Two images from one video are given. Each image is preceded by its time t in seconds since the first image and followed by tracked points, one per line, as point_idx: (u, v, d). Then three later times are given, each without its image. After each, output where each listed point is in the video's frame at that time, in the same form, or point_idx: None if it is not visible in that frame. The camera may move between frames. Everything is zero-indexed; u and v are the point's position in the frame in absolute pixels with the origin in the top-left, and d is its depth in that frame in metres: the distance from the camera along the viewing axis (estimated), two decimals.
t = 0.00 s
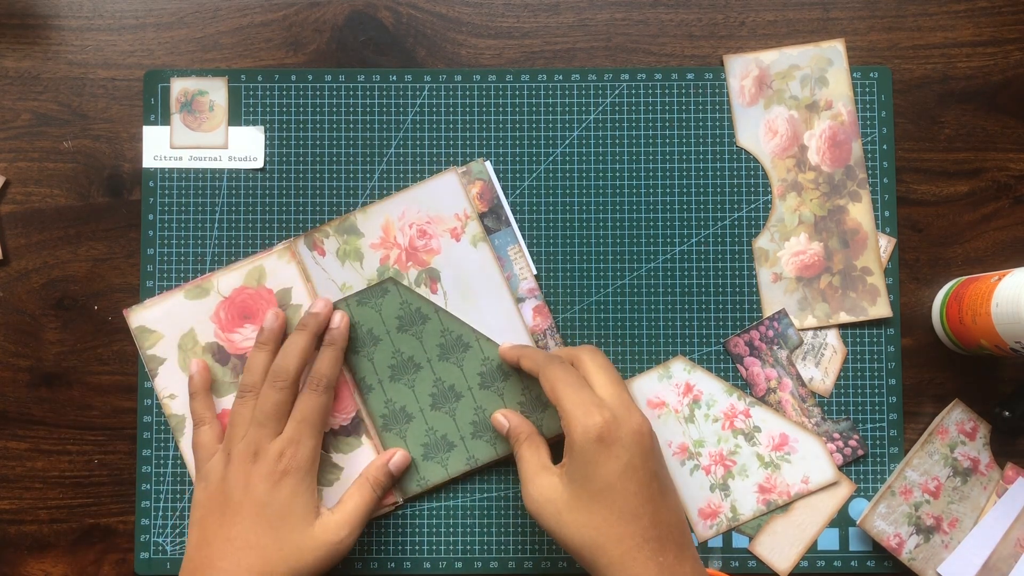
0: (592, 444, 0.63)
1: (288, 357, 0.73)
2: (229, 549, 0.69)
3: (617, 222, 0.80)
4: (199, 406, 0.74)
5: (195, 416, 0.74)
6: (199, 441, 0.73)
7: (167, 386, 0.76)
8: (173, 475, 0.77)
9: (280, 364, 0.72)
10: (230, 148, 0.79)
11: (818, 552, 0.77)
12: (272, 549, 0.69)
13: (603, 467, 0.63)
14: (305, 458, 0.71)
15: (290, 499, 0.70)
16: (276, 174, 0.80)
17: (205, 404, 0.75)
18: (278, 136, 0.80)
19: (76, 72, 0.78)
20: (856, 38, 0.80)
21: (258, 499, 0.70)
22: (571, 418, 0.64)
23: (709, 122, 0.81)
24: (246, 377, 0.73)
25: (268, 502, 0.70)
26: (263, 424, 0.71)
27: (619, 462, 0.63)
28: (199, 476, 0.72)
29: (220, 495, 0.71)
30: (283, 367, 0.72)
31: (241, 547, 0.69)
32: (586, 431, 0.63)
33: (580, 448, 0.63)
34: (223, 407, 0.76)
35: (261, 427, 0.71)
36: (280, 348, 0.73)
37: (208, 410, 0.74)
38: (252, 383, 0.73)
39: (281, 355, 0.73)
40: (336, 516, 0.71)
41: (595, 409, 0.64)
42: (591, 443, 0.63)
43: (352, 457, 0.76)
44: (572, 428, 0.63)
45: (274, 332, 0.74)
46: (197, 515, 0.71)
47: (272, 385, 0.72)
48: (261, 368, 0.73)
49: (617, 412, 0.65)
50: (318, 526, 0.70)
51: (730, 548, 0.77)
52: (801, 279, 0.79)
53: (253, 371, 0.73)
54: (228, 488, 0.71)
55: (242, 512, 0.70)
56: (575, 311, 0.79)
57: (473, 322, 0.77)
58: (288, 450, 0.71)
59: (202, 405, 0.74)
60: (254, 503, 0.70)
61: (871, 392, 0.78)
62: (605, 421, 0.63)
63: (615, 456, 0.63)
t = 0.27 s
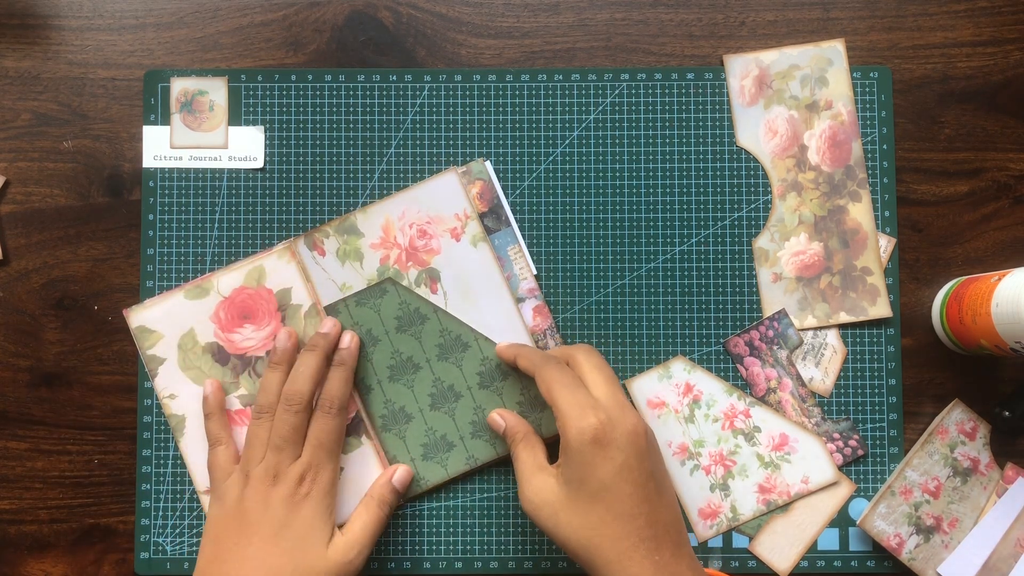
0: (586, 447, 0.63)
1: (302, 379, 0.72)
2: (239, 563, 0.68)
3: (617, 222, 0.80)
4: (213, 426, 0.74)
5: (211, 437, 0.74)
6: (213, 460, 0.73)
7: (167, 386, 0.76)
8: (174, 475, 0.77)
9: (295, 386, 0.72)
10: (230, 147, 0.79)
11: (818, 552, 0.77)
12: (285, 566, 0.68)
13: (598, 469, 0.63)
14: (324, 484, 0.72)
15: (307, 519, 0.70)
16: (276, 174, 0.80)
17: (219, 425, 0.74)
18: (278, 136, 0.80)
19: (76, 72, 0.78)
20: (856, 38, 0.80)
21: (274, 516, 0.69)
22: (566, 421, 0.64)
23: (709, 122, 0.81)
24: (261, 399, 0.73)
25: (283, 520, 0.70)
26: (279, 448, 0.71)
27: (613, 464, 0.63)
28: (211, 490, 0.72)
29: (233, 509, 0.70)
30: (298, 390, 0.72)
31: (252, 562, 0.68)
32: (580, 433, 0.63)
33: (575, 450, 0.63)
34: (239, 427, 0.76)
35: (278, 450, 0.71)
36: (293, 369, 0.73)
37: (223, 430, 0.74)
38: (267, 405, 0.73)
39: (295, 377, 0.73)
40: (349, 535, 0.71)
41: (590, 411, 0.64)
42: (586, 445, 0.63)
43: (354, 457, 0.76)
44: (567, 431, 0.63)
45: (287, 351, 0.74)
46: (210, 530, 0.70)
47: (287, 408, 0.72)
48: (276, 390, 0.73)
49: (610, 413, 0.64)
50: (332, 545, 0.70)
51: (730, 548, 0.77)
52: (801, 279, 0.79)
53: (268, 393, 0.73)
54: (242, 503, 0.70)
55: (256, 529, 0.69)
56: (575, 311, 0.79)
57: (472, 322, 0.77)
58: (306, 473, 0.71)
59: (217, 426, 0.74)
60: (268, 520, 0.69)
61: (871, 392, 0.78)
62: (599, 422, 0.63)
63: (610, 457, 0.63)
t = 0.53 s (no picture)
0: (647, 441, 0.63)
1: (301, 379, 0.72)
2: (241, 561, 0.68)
3: (617, 221, 0.80)
4: (214, 426, 0.74)
5: (211, 437, 0.74)
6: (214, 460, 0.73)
7: (167, 386, 0.76)
8: (174, 475, 0.77)
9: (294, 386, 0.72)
10: (230, 147, 0.79)
11: (818, 552, 0.77)
12: (286, 565, 0.68)
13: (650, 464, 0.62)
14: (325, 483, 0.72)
15: (307, 519, 0.70)
16: (276, 174, 0.80)
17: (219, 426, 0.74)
18: (278, 136, 0.80)
19: (76, 72, 0.78)
20: (855, 38, 0.80)
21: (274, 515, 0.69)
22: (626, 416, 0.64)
23: (709, 122, 0.81)
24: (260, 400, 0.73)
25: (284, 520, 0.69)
26: (279, 447, 0.71)
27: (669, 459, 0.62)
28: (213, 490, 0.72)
29: (235, 509, 0.70)
30: (297, 390, 0.72)
31: (253, 561, 0.68)
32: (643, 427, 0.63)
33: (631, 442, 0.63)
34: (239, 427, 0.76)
35: (278, 451, 0.71)
36: (292, 369, 0.73)
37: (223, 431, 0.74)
38: (267, 405, 0.73)
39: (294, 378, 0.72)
40: (349, 535, 0.71)
41: (665, 408, 0.64)
42: (647, 439, 0.63)
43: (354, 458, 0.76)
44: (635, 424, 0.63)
45: (286, 352, 0.74)
46: (210, 531, 0.70)
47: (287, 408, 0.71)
48: (276, 390, 0.73)
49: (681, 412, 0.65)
50: (332, 544, 0.70)
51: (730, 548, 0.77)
52: (801, 279, 0.79)
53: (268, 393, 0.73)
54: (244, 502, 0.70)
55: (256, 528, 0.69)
56: (575, 311, 0.79)
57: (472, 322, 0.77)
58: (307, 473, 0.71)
59: (217, 427, 0.74)
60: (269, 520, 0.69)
61: (871, 392, 0.78)
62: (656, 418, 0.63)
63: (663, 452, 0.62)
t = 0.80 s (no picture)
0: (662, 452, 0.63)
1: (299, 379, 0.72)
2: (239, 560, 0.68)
3: (617, 221, 0.80)
4: (214, 427, 0.74)
5: (211, 437, 0.74)
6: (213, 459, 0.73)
7: (167, 386, 0.76)
8: (174, 475, 0.77)
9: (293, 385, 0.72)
10: (230, 147, 0.79)
11: (818, 552, 0.77)
12: (285, 564, 0.68)
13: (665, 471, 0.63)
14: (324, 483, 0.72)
15: (306, 518, 0.70)
16: (276, 175, 0.80)
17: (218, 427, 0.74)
18: (278, 136, 0.80)
19: (76, 72, 0.78)
20: (856, 38, 0.80)
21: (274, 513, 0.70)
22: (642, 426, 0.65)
23: (709, 122, 0.81)
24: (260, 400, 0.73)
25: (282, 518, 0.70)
26: (279, 446, 0.71)
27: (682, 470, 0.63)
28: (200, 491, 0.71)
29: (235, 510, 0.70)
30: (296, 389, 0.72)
31: (252, 560, 0.68)
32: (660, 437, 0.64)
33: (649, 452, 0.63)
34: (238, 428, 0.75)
35: (278, 450, 0.71)
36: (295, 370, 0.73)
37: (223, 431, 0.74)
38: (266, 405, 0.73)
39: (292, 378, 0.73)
40: (349, 535, 0.71)
41: (683, 417, 0.65)
42: (669, 448, 0.63)
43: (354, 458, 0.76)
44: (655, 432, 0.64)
45: (286, 352, 0.74)
46: (209, 530, 0.71)
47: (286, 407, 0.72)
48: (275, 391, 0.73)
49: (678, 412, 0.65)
50: (331, 544, 0.70)
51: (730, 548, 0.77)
52: (801, 279, 0.79)
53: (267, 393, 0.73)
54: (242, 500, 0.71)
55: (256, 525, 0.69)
56: (575, 311, 0.79)
57: (471, 322, 0.77)
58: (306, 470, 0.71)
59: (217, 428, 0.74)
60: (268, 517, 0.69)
61: (871, 392, 0.78)
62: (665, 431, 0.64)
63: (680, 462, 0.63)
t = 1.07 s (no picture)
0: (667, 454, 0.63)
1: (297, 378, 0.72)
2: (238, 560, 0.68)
3: (617, 221, 0.80)
4: (214, 427, 0.74)
5: (211, 437, 0.74)
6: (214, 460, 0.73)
7: (167, 386, 0.76)
8: (174, 475, 0.77)
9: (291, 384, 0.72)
10: (230, 147, 0.79)
11: (818, 552, 0.77)
12: (284, 564, 0.68)
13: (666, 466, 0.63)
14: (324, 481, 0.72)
15: (306, 518, 0.70)
16: (276, 175, 0.80)
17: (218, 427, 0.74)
18: (278, 136, 0.80)
19: (76, 72, 0.78)
20: (855, 38, 0.80)
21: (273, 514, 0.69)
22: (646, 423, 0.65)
23: (709, 122, 0.81)
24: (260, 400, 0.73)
25: (281, 518, 0.69)
26: (279, 445, 0.71)
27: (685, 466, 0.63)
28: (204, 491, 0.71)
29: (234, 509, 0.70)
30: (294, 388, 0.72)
31: (252, 559, 0.68)
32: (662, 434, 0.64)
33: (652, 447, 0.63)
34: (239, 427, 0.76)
35: (277, 449, 0.71)
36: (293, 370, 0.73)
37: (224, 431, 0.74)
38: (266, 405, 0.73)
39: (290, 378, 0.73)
40: (348, 535, 0.71)
41: (683, 413, 0.65)
42: (669, 444, 0.63)
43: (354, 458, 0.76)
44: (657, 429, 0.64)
45: (286, 352, 0.74)
46: (209, 529, 0.71)
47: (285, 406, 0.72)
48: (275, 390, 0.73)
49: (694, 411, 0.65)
50: (331, 543, 0.70)
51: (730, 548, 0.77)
52: (801, 279, 0.79)
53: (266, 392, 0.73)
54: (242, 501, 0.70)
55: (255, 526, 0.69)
56: (576, 311, 0.79)
57: (471, 322, 0.77)
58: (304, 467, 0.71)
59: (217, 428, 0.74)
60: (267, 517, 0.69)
61: (871, 392, 0.78)
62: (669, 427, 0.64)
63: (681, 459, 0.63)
